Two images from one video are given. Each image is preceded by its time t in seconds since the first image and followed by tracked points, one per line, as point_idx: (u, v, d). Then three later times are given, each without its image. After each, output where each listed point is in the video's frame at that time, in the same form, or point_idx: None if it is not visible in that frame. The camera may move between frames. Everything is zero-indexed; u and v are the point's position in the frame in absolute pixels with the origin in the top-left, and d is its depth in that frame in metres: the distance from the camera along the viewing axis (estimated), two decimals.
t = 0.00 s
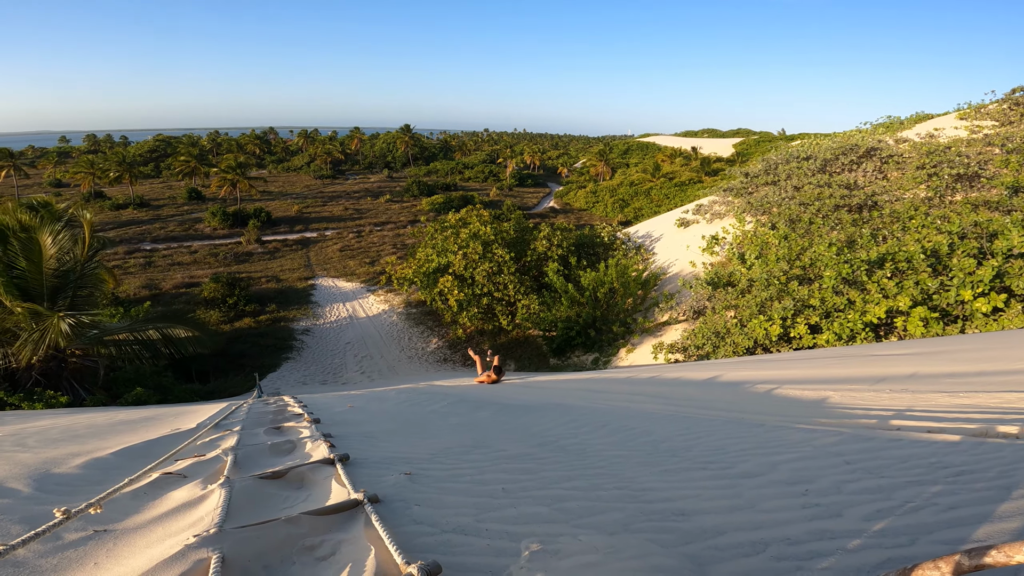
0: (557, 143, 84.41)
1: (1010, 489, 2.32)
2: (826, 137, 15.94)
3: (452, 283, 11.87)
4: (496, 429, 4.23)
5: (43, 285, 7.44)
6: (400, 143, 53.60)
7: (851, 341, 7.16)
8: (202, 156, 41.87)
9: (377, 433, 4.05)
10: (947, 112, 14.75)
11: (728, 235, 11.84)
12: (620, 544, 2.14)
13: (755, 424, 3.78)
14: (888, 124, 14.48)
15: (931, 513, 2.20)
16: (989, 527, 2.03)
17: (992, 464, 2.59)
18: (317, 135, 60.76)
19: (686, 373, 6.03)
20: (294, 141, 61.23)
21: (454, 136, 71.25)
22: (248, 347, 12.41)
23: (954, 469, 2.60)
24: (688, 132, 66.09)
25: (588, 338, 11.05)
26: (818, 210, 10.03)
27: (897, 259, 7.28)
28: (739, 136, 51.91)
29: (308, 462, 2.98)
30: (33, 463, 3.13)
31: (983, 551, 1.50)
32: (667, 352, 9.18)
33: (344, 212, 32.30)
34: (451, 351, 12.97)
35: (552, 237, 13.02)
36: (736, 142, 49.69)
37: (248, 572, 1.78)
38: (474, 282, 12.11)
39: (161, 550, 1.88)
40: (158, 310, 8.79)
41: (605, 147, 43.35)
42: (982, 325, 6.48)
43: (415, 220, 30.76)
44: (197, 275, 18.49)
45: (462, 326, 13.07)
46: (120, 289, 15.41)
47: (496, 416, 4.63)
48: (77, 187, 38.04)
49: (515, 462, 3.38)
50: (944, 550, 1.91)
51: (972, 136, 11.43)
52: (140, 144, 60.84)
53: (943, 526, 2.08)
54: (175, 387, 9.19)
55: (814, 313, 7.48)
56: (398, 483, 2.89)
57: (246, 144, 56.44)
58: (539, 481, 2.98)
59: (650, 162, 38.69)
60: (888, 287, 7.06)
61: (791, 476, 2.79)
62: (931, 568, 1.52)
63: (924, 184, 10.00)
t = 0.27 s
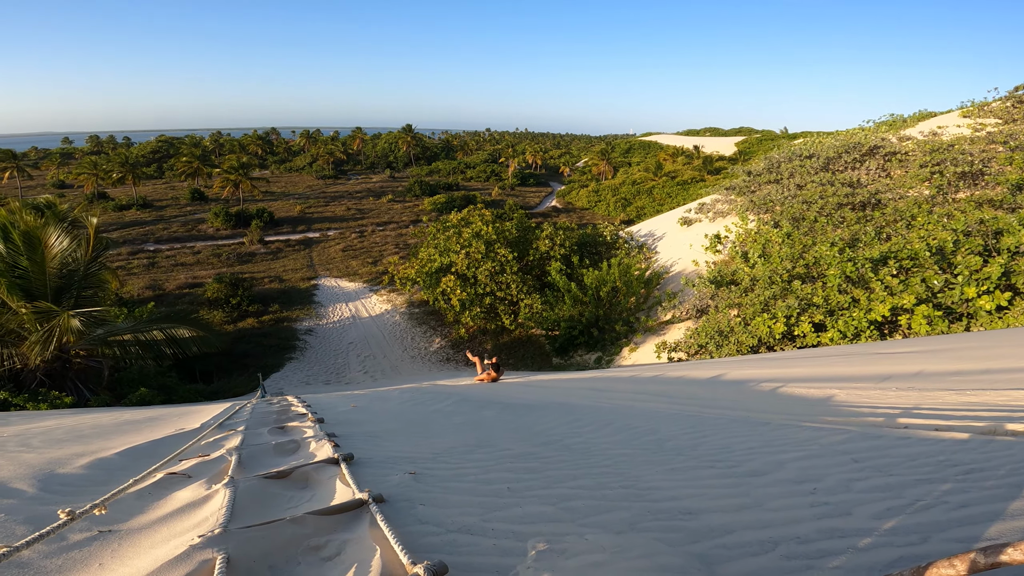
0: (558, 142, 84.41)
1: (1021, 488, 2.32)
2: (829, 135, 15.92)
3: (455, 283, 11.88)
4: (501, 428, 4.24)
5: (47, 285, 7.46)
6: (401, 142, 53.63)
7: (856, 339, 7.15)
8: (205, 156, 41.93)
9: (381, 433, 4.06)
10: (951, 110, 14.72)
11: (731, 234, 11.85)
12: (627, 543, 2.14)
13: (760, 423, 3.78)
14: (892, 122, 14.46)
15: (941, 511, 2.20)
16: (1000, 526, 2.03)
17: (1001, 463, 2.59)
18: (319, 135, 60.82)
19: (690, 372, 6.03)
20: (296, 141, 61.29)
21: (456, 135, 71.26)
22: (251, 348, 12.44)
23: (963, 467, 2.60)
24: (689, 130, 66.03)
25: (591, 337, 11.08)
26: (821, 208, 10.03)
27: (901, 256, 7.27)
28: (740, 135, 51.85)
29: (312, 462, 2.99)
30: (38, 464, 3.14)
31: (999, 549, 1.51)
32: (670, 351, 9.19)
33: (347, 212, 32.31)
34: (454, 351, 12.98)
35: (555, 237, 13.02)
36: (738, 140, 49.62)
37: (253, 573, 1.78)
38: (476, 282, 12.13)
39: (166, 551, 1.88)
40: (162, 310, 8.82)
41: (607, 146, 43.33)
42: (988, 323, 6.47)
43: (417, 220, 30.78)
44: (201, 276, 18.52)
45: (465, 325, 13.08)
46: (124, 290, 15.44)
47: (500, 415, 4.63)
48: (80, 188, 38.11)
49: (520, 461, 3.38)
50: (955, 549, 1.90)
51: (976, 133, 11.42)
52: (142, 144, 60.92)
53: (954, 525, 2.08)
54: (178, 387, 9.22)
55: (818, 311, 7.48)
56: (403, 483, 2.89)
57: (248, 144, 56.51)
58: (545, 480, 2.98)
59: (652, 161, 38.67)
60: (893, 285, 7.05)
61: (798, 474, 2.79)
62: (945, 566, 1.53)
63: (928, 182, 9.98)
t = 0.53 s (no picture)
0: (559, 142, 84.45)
1: None
2: (830, 134, 15.93)
3: (457, 282, 11.90)
4: (505, 427, 4.23)
5: (49, 286, 7.44)
6: (403, 143, 53.67)
7: (860, 338, 7.16)
8: (206, 156, 41.99)
9: (385, 432, 4.06)
10: (953, 109, 14.71)
11: (733, 233, 11.84)
12: (635, 541, 2.14)
13: (765, 421, 3.79)
14: (893, 121, 14.48)
15: (950, 508, 2.20)
16: (1009, 522, 2.03)
17: (1008, 460, 2.59)
18: (320, 135, 60.87)
19: (694, 370, 6.04)
20: (298, 142, 61.31)
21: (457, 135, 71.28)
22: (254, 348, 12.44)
23: (971, 464, 2.60)
24: (691, 130, 66.07)
25: (594, 336, 11.10)
26: (823, 207, 10.04)
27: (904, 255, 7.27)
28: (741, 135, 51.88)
29: (317, 461, 2.99)
30: (43, 464, 3.13)
31: (1012, 546, 1.50)
32: (673, 350, 9.20)
33: (348, 212, 32.34)
34: (456, 351, 12.99)
35: (557, 236, 13.04)
36: (739, 139, 49.63)
37: (261, 572, 1.77)
38: (478, 282, 12.14)
39: (174, 550, 1.88)
40: (165, 311, 8.83)
41: (608, 146, 43.34)
42: (991, 321, 6.47)
43: (418, 220, 30.81)
44: (203, 276, 18.53)
45: (467, 325, 13.09)
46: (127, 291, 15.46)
47: (504, 414, 4.63)
48: (82, 189, 38.13)
49: (525, 459, 3.38)
50: (965, 546, 1.90)
51: (978, 131, 11.42)
52: (144, 145, 60.97)
53: (963, 522, 2.07)
54: (182, 387, 9.22)
55: (821, 310, 7.48)
56: (409, 481, 2.89)
57: (250, 144, 56.54)
58: (551, 478, 2.98)
59: (653, 161, 38.69)
60: (896, 283, 7.05)
61: (804, 472, 2.79)
62: (958, 562, 1.53)
63: (930, 180, 9.99)
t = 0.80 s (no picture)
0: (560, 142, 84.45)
1: None
2: (832, 133, 15.92)
3: (459, 283, 11.91)
4: (505, 427, 4.23)
5: (52, 287, 7.46)
6: (404, 143, 53.66)
7: (862, 337, 7.16)
8: (208, 157, 42.03)
9: (385, 432, 4.06)
10: (955, 108, 14.69)
11: (735, 233, 11.83)
12: (634, 541, 2.14)
13: (766, 421, 3.79)
14: (895, 120, 14.45)
15: (951, 508, 2.20)
16: (1010, 523, 2.02)
17: (1009, 460, 2.58)
18: (322, 136, 60.91)
19: (695, 370, 6.03)
20: (299, 143, 61.36)
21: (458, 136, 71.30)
22: (256, 349, 12.46)
23: (972, 464, 2.60)
24: (692, 129, 66.04)
25: (596, 336, 11.09)
26: (824, 206, 10.03)
27: (905, 254, 7.26)
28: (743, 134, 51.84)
29: (317, 461, 2.99)
30: (45, 464, 3.14)
31: (1010, 547, 1.49)
32: (675, 350, 9.19)
33: (350, 213, 32.35)
34: (458, 351, 12.99)
35: (558, 236, 13.04)
36: (740, 139, 49.59)
37: (260, 572, 1.78)
38: (480, 282, 12.14)
39: (172, 550, 1.88)
40: (167, 312, 8.85)
41: (610, 146, 43.30)
42: (994, 320, 6.46)
43: (420, 220, 30.81)
44: (205, 277, 18.55)
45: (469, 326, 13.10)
46: (130, 292, 15.48)
47: (505, 414, 4.64)
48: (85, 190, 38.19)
49: (525, 460, 3.38)
50: (966, 546, 1.90)
51: (980, 130, 11.41)
52: (146, 146, 61.08)
53: (963, 522, 2.07)
54: (183, 388, 9.24)
55: (823, 310, 7.48)
56: (408, 482, 2.89)
57: (252, 145, 56.56)
58: (551, 479, 2.99)
59: (655, 160, 38.66)
60: (898, 282, 7.05)
61: (805, 472, 2.79)
62: (956, 563, 1.52)
63: (932, 179, 9.98)
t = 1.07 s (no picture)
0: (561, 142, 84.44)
1: None
2: (834, 133, 15.91)
3: (461, 283, 11.92)
4: (506, 428, 4.24)
5: (55, 288, 7.48)
6: (405, 143, 53.67)
7: (865, 337, 7.15)
8: (210, 158, 42.07)
9: (386, 433, 4.06)
10: (957, 107, 14.67)
11: (737, 232, 11.83)
12: (634, 542, 2.13)
13: (768, 421, 3.79)
14: (897, 119, 14.43)
15: (952, 509, 2.19)
16: (1011, 524, 2.02)
17: (1012, 460, 2.58)
18: (324, 136, 60.92)
19: (697, 370, 6.03)
20: (301, 143, 61.40)
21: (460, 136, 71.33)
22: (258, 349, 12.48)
23: (974, 464, 2.60)
24: (693, 129, 66.01)
25: (597, 336, 11.08)
26: (826, 206, 10.02)
27: (907, 253, 7.26)
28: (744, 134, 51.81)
29: (317, 462, 3.00)
30: (46, 465, 3.15)
31: (1012, 548, 1.49)
32: (677, 349, 9.19)
33: (352, 213, 32.36)
34: (459, 351, 13.00)
35: (560, 236, 13.04)
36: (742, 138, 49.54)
37: (258, 573, 1.78)
38: (482, 282, 12.15)
39: (172, 550, 1.89)
40: (169, 312, 8.86)
41: (611, 145, 43.27)
42: (998, 320, 6.45)
43: (422, 220, 30.82)
44: (207, 278, 18.56)
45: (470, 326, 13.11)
46: (133, 292, 15.51)
47: (506, 415, 4.64)
48: (87, 191, 38.25)
49: (526, 460, 3.38)
50: (967, 547, 1.90)
51: (982, 129, 11.40)
52: (148, 147, 61.13)
53: (964, 523, 2.07)
54: (185, 388, 9.26)
55: (825, 309, 7.48)
56: (408, 482, 2.89)
57: (253, 146, 56.60)
58: (552, 479, 2.99)
59: (656, 160, 38.63)
60: (901, 282, 7.04)
61: (806, 472, 2.79)
62: (957, 564, 1.52)
63: (934, 178, 9.97)
